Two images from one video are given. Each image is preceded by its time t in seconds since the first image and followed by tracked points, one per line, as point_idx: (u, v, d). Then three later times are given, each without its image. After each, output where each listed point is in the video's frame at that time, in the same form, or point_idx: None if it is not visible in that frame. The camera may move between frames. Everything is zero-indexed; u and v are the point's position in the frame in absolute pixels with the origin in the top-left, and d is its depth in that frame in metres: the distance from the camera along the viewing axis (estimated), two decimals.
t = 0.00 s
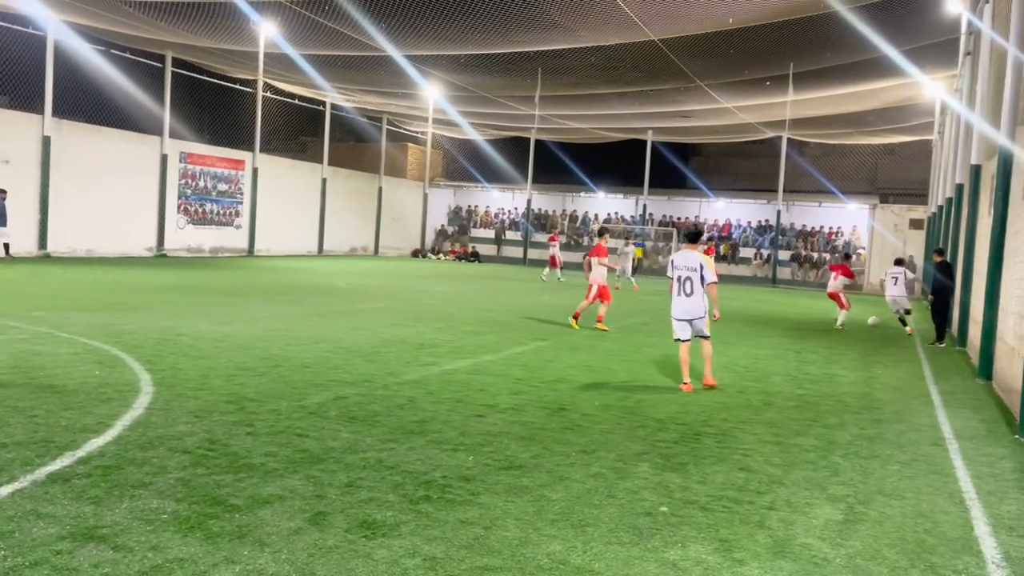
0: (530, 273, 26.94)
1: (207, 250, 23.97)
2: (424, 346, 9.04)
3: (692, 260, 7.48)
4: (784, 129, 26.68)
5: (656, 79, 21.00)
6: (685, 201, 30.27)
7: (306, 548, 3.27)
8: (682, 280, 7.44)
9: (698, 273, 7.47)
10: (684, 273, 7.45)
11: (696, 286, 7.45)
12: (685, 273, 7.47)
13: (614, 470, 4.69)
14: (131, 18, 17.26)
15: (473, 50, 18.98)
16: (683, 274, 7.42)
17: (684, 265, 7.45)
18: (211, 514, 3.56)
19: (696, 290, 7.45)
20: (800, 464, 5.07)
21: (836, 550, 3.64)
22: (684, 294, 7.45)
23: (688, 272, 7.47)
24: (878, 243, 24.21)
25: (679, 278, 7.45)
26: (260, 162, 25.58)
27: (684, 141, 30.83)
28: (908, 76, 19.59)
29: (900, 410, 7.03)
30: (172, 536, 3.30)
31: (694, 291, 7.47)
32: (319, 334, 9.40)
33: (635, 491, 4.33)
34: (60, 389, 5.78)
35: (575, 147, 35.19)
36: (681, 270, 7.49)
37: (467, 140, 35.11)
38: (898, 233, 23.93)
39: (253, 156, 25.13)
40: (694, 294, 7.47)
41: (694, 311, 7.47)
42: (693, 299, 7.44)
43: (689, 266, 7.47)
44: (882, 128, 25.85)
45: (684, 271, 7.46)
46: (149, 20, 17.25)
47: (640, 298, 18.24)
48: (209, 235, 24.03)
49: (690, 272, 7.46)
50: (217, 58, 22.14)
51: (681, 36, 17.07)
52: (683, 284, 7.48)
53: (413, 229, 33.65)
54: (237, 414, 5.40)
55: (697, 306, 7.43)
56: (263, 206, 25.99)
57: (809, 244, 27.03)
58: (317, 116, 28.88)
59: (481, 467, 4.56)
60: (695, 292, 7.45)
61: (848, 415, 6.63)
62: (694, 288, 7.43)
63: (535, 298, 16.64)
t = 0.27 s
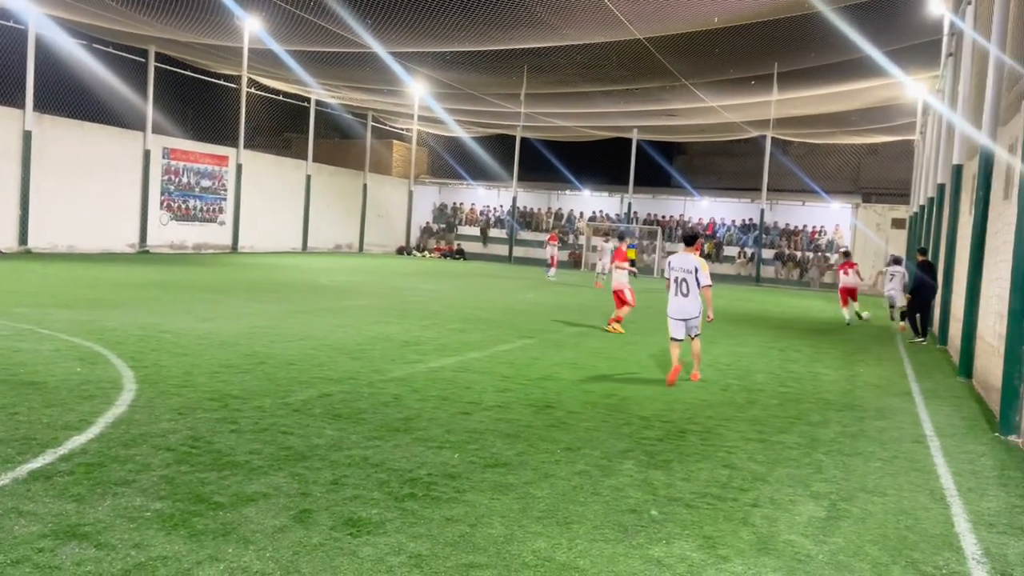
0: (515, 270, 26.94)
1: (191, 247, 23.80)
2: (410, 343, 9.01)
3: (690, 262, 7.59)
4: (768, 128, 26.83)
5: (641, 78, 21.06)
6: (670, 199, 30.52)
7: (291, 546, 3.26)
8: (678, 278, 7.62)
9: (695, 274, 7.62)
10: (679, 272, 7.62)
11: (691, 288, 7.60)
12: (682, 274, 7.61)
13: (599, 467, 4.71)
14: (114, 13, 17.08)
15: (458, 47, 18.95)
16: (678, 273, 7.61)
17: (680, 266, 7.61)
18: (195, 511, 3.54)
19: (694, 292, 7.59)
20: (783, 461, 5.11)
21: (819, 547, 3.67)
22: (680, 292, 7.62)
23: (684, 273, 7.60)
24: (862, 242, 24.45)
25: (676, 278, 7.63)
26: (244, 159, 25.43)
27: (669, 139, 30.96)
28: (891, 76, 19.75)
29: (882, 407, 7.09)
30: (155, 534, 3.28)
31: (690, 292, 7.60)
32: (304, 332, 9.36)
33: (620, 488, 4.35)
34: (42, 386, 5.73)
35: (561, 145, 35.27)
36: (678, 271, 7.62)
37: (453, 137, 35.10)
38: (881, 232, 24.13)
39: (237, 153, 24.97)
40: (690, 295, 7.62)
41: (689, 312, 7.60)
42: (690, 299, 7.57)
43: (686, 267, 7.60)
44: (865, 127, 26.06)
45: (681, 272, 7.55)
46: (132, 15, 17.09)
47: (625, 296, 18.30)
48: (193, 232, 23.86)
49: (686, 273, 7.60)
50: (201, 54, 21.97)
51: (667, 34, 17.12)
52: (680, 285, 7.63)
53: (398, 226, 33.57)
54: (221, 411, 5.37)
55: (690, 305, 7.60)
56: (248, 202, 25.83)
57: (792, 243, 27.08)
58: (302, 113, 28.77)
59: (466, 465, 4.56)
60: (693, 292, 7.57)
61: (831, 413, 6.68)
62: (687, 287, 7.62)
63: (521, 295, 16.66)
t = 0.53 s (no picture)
0: (504, 268, 26.93)
1: (178, 244, 23.66)
2: (398, 341, 9.00)
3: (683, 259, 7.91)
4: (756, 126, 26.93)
5: (630, 76, 21.10)
6: (658, 197, 30.65)
7: (278, 544, 3.26)
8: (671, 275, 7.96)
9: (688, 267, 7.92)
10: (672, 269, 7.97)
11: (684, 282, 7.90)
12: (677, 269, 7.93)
13: (587, 465, 4.72)
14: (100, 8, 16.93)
15: (447, 45, 18.91)
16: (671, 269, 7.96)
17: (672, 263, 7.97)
18: (182, 510, 3.53)
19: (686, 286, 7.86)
20: (770, 459, 5.14)
21: (805, 544, 3.70)
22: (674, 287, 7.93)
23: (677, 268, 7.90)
24: (849, 241, 24.63)
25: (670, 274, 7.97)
26: (232, 156, 25.27)
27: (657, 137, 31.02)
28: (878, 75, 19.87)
29: (868, 405, 7.14)
30: (142, 532, 3.27)
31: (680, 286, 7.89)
32: (292, 329, 9.34)
33: (608, 485, 4.37)
34: (27, 384, 5.68)
35: (550, 143, 35.29)
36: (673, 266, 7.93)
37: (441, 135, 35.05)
38: (867, 231, 24.29)
39: (224, 149, 24.81)
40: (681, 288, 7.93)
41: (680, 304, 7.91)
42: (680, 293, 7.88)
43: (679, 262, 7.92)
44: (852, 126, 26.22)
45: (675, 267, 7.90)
46: (118, 11, 16.95)
47: (613, 294, 18.34)
48: (180, 228, 23.72)
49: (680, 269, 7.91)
50: (188, 50, 21.82)
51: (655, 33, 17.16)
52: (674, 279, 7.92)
53: (387, 224, 33.47)
54: (208, 409, 5.34)
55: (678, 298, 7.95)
56: (235, 199, 25.68)
57: (780, 241, 27.18)
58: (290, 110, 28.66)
59: (454, 463, 4.56)
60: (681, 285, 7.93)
61: (818, 410, 6.73)
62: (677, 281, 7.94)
63: (509, 293, 16.65)
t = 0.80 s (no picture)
0: (495, 266, 26.90)
1: (168, 242, 23.55)
2: (389, 339, 8.99)
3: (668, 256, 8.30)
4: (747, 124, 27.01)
5: (621, 74, 21.12)
6: (648, 195, 30.72)
7: (268, 542, 3.25)
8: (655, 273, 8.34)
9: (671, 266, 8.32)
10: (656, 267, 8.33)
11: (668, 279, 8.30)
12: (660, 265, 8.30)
13: (578, 462, 4.73)
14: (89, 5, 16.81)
15: (438, 42, 18.88)
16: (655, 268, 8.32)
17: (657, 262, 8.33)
18: (172, 508, 3.52)
19: (673, 282, 8.33)
20: (760, 456, 5.16)
21: (795, 540, 3.72)
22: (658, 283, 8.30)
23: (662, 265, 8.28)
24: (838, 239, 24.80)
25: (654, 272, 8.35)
26: (221, 153, 25.15)
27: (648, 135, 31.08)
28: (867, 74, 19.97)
29: (856, 402, 7.19)
30: (131, 530, 3.26)
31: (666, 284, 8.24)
32: (282, 327, 9.31)
33: (599, 482, 4.38)
34: (15, 382, 5.64)
35: (541, 141, 35.31)
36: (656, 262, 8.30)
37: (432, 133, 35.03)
38: (857, 229, 24.43)
39: (214, 147, 24.69)
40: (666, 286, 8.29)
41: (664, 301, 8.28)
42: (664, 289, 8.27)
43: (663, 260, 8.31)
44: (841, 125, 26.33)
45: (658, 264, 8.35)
46: (106, 7, 16.83)
47: (604, 292, 18.37)
48: (170, 226, 23.61)
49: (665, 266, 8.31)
50: (177, 46, 21.70)
51: (646, 31, 17.18)
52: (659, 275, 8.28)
53: (378, 221, 33.41)
54: (198, 407, 5.32)
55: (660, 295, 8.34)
56: (225, 197, 25.57)
57: (770, 239, 27.26)
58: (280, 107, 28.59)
59: (445, 460, 4.56)
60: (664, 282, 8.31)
61: (807, 408, 6.76)
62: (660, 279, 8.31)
63: (500, 291, 16.66)
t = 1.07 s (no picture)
0: (489, 264, 26.84)
1: (160, 241, 23.47)
2: (383, 338, 8.98)
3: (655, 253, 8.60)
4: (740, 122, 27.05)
5: (614, 72, 21.14)
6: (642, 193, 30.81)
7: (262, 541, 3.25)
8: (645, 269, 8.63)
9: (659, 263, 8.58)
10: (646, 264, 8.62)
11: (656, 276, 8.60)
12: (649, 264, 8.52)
13: (572, 460, 4.74)
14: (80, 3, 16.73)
15: (431, 40, 18.85)
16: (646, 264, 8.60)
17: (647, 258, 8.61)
18: (165, 508, 3.51)
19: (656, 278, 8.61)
20: (753, 453, 5.18)
21: (788, 537, 3.74)
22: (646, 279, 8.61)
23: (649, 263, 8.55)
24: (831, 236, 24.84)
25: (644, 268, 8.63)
26: (214, 151, 25.04)
27: (642, 133, 31.08)
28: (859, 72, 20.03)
29: (849, 399, 7.22)
30: (125, 530, 3.25)
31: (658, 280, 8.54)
32: (276, 326, 9.28)
33: (594, 480, 4.39)
34: (7, 382, 5.62)
35: (534, 139, 35.27)
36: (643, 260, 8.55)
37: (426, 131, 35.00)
38: (850, 227, 24.49)
39: (206, 145, 24.57)
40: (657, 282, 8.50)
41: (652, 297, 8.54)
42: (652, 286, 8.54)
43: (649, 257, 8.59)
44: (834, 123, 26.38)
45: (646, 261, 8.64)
46: (98, 5, 16.75)
47: (597, 289, 18.38)
48: (162, 225, 23.52)
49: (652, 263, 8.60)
50: (169, 44, 21.58)
51: (640, 28, 17.19)
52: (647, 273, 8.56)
53: (371, 220, 33.31)
54: (192, 406, 5.31)
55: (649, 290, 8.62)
56: (217, 196, 25.45)
57: (763, 237, 27.26)
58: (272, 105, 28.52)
59: (440, 459, 4.56)
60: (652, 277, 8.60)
61: (800, 405, 6.78)
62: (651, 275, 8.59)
63: (494, 289, 16.66)
